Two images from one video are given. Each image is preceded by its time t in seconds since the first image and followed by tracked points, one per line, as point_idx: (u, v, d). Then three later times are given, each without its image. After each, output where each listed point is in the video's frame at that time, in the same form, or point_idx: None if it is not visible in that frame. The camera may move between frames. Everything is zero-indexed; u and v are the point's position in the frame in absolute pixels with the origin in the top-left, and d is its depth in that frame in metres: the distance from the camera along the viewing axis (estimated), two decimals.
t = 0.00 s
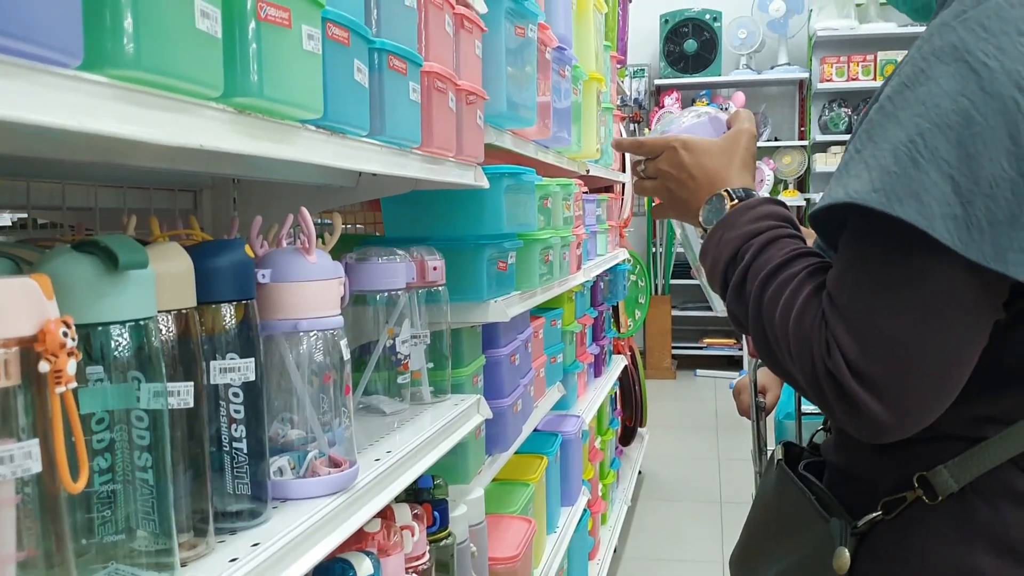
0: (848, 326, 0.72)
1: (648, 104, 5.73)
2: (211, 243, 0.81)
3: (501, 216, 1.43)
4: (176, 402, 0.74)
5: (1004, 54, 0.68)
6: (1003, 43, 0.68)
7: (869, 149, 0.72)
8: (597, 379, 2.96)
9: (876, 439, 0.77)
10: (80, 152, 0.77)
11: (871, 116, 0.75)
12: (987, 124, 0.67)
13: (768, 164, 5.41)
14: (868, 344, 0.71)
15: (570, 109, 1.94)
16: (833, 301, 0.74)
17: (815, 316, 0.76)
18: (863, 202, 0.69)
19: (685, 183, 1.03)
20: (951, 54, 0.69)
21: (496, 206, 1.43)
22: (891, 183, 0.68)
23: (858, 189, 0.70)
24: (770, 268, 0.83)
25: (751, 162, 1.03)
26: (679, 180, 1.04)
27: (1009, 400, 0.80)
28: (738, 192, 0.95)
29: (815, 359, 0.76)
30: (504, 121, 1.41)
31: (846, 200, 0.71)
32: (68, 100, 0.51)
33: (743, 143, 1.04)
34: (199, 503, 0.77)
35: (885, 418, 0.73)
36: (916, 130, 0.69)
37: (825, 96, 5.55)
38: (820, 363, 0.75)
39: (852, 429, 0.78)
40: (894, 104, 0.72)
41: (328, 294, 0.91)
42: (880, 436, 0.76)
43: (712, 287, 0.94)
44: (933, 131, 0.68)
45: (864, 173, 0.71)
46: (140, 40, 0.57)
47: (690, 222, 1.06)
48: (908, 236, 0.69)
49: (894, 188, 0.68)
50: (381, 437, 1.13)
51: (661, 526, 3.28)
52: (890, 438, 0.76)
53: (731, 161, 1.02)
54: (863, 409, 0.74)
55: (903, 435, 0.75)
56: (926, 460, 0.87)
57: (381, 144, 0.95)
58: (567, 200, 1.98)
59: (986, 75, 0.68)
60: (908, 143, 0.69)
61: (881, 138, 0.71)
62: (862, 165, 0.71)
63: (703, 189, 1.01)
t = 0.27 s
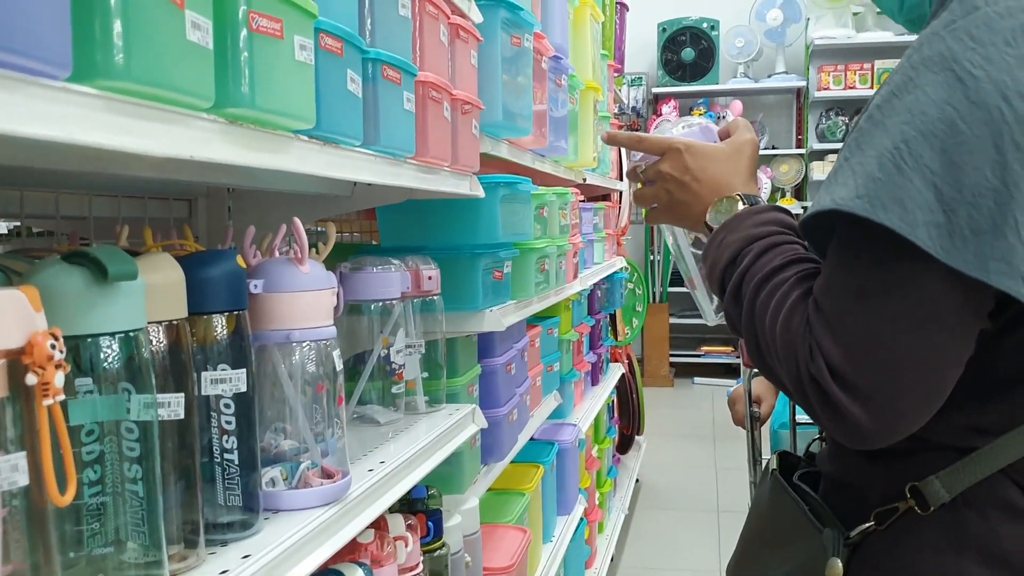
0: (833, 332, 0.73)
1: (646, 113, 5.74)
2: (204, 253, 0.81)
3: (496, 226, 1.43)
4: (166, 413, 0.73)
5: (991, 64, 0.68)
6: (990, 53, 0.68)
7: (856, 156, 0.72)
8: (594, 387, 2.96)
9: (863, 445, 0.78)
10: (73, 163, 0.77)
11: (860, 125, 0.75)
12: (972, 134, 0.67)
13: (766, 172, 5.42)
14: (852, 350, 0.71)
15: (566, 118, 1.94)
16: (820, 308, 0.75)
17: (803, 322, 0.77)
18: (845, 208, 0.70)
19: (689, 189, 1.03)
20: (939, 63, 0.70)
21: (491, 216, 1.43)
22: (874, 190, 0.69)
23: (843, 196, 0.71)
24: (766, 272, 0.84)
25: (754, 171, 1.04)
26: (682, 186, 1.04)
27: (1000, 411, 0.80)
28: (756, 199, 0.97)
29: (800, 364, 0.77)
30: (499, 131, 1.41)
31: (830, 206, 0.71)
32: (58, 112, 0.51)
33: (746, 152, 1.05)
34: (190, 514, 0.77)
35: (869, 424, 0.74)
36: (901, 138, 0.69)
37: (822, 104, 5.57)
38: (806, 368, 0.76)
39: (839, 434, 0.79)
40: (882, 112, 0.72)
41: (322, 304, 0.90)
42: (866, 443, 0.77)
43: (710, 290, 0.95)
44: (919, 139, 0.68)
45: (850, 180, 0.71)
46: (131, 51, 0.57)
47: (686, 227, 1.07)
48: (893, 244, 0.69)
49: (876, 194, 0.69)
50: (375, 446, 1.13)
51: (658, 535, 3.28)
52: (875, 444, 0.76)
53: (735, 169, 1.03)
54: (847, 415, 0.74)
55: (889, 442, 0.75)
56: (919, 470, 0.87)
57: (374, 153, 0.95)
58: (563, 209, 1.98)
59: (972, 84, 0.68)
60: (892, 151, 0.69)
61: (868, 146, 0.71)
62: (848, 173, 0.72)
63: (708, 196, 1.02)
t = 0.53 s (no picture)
0: (814, 351, 0.74)
1: (640, 123, 5.77)
2: (185, 272, 0.80)
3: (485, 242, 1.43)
4: (145, 436, 0.73)
5: (970, 83, 0.67)
6: (969, 73, 0.68)
7: (838, 174, 0.73)
8: (588, 399, 2.95)
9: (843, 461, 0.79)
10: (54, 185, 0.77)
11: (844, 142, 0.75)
12: (950, 152, 0.67)
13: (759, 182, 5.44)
14: (832, 369, 0.72)
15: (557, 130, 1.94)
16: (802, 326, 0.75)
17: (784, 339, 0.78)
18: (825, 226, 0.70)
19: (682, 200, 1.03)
20: (918, 81, 0.69)
21: (479, 230, 1.42)
22: (853, 208, 0.69)
23: (823, 214, 0.71)
24: (752, 286, 0.84)
25: (746, 183, 1.04)
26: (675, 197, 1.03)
27: (987, 430, 0.80)
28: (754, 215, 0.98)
29: (782, 381, 0.78)
30: (487, 145, 1.40)
31: (811, 223, 0.72)
32: (30, 137, 0.50)
33: (741, 165, 1.05)
34: (170, 538, 0.76)
35: (848, 441, 0.75)
36: (880, 156, 0.69)
37: (814, 114, 5.59)
38: (787, 385, 0.77)
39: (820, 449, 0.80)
40: (863, 130, 0.72)
41: (305, 324, 0.90)
42: (846, 459, 0.78)
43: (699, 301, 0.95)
44: (897, 157, 0.68)
45: (831, 197, 0.72)
46: (106, 76, 0.56)
47: (674, 236, 1.07)
48: (873, 262, 0.69)
49: (856, 212, 0.69)
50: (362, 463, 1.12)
51: (652, 547, 3.27)
52: (856, 460, 0.77)
53: (728, 180, 1.03)
54: (827, 432, 0.76)
55: (869, 458, 0.76)
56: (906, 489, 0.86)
57: (359, 170, 0.94)
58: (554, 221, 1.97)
59: (951, 104, 0.67)
60: (871, 169, 0.69)
61: (849, 164, 0.71)
62: (829, 191, 0.72)
63: (702, 208, 1.01)
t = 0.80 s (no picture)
0: (747, 339, 0.74)
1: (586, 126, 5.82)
2: (104, 259, 0.78)
3: (424, 235, 1.41)
4: (58, 425, 0.68)
5: (896, 69, 0.70)
6: (895, 58, 0.70)
7: (768, 161, 0.73)
8: (533, 398, 2.95)
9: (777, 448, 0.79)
10: None
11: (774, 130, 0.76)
12: (877, 137, 0.68)
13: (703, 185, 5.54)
14: (765, 356, 0.73)
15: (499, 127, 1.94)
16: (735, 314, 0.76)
17: (719, 328, 0.79)
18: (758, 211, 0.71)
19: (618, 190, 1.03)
20: (846, 67, 0.71)
21: (418, 223, 1.41)
22: (784, 192, 0.70)
23: (754, 199, 0.72)
24: (686, 275, 0.85)
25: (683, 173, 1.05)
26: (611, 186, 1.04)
27: (913, 412, 0.82)
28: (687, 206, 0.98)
29: (717, 370, 0.78)
30: (427, 137, 1.39)
31: (743, 209, 0.72)
32: None
33: (677, 154, 1.07)
34: (86, 534, 0.73)
35: (782, 428, 0.76)
36: (809, 141, 0.70)
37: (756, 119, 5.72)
38: (723, 373, 0.78)
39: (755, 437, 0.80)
40: (793, 117, 0.74)
41: (231, 313, 0.88)
42: (780, 446, 0.78)
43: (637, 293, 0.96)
44: (826, 142, 0.70)
45: (761, 183, 0.72)
46: None
47: (613, 226, 1.08)
48: (803, 245, 0.70)
49: (785, 197, 0.70)
50: (297, 458, 1.10)
51: (598, 545, 3.29)
52: (789, 447, 0.78)
53: (665, 170, 1.04)
54: (762, 420, 0.76)
55: (801, 444, 0.77)
56: (837, 474, 0.89)
57: (289, 158, 0.93)
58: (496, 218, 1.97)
59: (878, 89, 0.69)
60: (801, 154, 0.70)
61: (779, 151, 0.72)
62: (760, 178, 0.73)
63: (637, 197, 1.02)
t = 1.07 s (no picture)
0: (654, 324, 0.76)
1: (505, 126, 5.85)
2: None
3: (332, 225, 1.39)
4: None
5: (795, 54, 0.73)
6: (794, 43, 0.73)
7: (672, 146, 0.76)
8: (449, 396, 2.94)
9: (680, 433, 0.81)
10: None
11: (678, 115, 0.78)
12: (777, 122, 0.72)
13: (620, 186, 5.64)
14: (671, 341, 0.74)
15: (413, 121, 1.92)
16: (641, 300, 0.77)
17: (625, 315, 0.80)
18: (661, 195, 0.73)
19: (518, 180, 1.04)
20: (748, 52, 0.75)
21: (325, 212, 1.39)
22: (686, 176, 0.72)
23: (658, 183, 0.74)
24: (589, 263, 0.86)
25: (576, 158, 1.03)
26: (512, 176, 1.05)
27: (809, 391, 0.85)
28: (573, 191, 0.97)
29: (624, 356, 0.79)
30: (335, 125, 1.36)
31: (648, 194, 0.74)
32: None
33: (574, 130, 1.05)
34: None
35: (687, 412, 0.77)
36: (711, 127, 0.73)
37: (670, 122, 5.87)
38: (629, 359, 0.79)
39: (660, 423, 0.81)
40: (698, 102, 0.77)
41: (123, 299, 0.84)
42: (684, 430, 0.79)
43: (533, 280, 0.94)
44: (728, 127, 0.73)
45: (666, 166, 0.75)
46: None
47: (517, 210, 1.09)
48: (705, 229, 0.73)
49: (688, 180, 0.72)
50: (198, 452, 1.07)
51: (516, 542, 3.30)
52: (692, 431, 0.79)
53: (557, 153, 1.02)
54: (667, 406, 0.77)
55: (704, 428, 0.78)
56: (737, 456, 0.91)
57: (187, 139, 0.90)
58: (410, 212, 1.96)
59: (777, 74, 0.73)
60: (705, 139, 0.73)
61: (683, 136, 0.75)
62: (665, 163, 0.75)
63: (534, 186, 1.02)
